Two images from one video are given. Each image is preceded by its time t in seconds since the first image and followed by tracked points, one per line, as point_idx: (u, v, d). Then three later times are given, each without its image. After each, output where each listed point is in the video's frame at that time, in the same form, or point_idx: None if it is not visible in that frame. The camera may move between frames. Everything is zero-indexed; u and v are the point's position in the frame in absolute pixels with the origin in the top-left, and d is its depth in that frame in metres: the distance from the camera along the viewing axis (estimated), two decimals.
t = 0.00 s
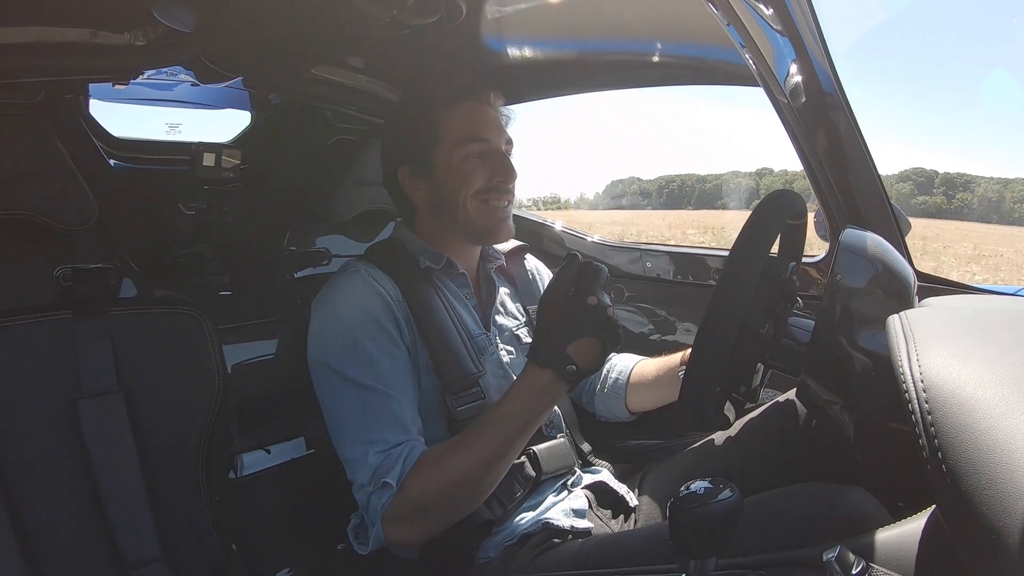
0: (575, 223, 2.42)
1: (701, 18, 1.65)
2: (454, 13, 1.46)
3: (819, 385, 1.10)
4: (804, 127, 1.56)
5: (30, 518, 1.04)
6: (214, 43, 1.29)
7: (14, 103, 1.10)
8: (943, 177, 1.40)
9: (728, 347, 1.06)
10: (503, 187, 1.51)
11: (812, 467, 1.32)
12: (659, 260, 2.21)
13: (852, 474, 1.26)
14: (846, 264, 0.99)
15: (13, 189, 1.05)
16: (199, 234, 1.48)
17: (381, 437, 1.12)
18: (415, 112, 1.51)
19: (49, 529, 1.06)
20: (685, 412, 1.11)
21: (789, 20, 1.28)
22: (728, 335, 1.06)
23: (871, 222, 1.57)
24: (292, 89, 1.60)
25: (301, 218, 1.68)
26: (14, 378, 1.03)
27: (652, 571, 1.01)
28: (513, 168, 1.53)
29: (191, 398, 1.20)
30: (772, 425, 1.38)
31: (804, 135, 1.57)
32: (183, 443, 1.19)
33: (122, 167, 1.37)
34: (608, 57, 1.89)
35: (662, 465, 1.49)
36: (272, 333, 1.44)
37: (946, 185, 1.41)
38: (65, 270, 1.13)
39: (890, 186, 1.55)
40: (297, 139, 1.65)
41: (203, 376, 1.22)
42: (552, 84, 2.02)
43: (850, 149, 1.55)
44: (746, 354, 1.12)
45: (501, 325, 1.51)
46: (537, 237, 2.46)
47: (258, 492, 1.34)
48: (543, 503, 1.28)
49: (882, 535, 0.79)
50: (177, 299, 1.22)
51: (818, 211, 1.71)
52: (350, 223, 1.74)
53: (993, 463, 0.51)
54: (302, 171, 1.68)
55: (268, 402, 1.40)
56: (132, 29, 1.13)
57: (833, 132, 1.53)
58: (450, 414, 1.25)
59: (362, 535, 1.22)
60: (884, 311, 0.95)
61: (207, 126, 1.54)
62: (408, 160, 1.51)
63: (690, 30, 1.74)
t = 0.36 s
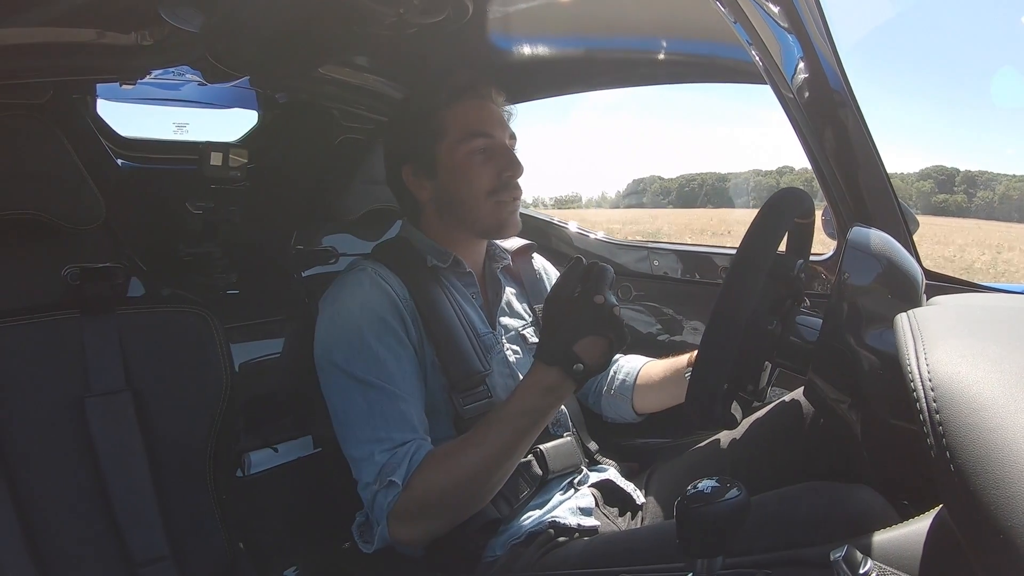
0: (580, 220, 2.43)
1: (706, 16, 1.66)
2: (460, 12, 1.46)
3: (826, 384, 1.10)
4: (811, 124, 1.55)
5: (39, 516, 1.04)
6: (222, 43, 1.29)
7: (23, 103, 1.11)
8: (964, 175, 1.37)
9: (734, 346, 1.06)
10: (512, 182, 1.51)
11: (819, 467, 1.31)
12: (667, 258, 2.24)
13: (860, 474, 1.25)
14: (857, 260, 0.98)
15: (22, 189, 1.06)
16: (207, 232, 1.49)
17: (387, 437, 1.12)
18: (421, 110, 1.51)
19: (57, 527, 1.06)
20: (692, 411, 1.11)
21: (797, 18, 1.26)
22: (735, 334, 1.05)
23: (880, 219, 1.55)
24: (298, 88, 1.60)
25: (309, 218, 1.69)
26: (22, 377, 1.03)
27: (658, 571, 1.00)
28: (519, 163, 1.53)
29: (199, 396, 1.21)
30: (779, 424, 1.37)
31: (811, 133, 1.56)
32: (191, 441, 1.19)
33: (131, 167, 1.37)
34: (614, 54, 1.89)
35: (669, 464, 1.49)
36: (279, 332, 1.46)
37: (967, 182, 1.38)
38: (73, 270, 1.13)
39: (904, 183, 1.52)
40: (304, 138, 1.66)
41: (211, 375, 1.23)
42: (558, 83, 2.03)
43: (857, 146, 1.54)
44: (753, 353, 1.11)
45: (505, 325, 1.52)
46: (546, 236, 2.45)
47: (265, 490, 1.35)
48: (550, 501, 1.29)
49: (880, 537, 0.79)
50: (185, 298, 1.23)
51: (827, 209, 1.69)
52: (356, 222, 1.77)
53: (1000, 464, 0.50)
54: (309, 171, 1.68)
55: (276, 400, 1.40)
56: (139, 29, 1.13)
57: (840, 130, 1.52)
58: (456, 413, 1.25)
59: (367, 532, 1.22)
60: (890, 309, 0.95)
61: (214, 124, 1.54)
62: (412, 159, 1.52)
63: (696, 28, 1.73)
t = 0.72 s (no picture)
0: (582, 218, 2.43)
1: (709, 13, 1.65)
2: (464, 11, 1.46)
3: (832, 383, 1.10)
4: (814, 122, 1.54)
5: (45, 514, 1.05)
6: (227, 43, 1.29)
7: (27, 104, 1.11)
8: (983, 173, 1.31)
9: (737, 345, 1.06)
10: (513, 180, 1.51)
11: (823, 466, 1.31)
12: (671, 258, 2.25)
13: (864, 473, 1.25)
14: (859, 260, 0.99)
15: (25, 189, 1.07)
16: (211, 232, 1.49)
17: (390, 436, 1.12)
18: (423, 109, 1.51)
19: (62, 525, 1.07)
20: (695, 410, 1.11)
21: (800, 16, 1.25)
22: (738, 333, 1.05)
23: (884, 217, 1.55)
24: (301, 88, 1.60)
25: (313, 217, 1.69)
26: (27, 377, 1.04)
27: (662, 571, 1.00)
28: (521, 161, 1.53)
29: (203, 395, 1.21)
30: (782, 422, 1.37)
31: (816, 132, 1.55)
32: (195, 439, 1.20)
33: (135, 166, 1.37)
34: (617, 53, 1.89)
35: (673, 462, 1.49)
36: (281, 331, 1.46)
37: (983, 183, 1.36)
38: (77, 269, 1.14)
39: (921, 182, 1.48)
40: (307, 138, 1.67)
41: (214, 374, 1.23)
42: (560, 81, 2.03)
43: (860, 144, 1.53)
44: (755, 351, 1.11)
45: (509, 323, 1.51)
46: (548, 234, 2.45)
47: (269, 489, 1.35)
48: (554, 500, 1.29)
49: (870, 540, 0.79)
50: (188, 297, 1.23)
51: (830, 208, 1.70)
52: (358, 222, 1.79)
53: (1005, 464, 0.50)
54: (313, 170, 1.69)
55: (280, 398, 1.41)
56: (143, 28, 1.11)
57: (843, 127, 1.52)
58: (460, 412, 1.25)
59: (371, 532, 1.21)
60: (895, 307, 0.94)
61: (217, 124, 1.55)
62: (414, 157, 1.52)
63: (698, 26, 1.73)
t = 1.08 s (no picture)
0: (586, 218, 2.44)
1: (709, 13, 1.65)
2: (465, 11, 1.45)
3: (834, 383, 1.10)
4: (815, 123, 1.54)
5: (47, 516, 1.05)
6: (228, 44, 1.29)
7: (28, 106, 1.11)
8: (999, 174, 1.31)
9: (740, 345, 1.06)
10: (519, 182, 1.51)
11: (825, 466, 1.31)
12: (673, 258, 2.25)
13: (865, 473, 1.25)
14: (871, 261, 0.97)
15: (27, 190, 1.06)
16: (213, 232, 1.49)
17: (388, 427, 1.12)
18: (424, 109, 1.50)
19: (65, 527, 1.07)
20: (697, 410, 1.10)
21: (800, 16, 1.25)
22: (741, 333, 1.05)
23: (886, 217, 1.55)
24: (301, 89, 1.60)
25: (314, 217, 1.69)
26: (29, 378, 1.04)
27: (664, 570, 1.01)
28: (527, 164, 1.53)
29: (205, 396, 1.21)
30: (784, 422, 1.37)
31: (817, 130, 1.55)
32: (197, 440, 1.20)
33: (137, 168, 1.39)
34: (617, 53, 1.89)
35: (675, 462, 1.49)
36: (283, 331, 1.46)
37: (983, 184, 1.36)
38: (78, 269, 1.13)
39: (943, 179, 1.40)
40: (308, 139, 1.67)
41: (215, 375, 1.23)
42: (560, 82, 2.03)
43: (862, 144, 1.53)
44: (758, 351, 1.11)
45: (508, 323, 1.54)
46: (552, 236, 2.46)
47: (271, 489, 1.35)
48: (555, 499, 1.29)
49: (870, 541, 0.80)
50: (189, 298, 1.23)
51: (831, 208, 1.70)
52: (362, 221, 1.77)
53: (1006, 467, 0.50)
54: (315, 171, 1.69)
55: (282, 399, 1.41)
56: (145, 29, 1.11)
57: (845, 127, 1.51)
58: (460, 408, 1.25)
59: (367, 525, 1.22)
60: (898, 307, 0.94)
61: (218, 125, 1.57)
62: (416, 158, 1.52)
63: (697, 26, 1.73)
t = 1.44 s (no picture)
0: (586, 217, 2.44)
1: (709, 10, 1.64)
2: (466, 10, 1.44)
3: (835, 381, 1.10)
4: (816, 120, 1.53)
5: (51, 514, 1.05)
6: (229, 41, 1.29)
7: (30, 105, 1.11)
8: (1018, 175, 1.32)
9: (741, 344, 1.06)
10: (503, 185, 1.49)
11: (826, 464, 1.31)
12: (674, 254, 2.26)
13: (865, 470, 1.25)
14: (867, 261, 0.97)
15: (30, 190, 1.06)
16: (214, 231, 1.49)
17: (393, 429, 1.12)
18: (425, 108, 1.50)
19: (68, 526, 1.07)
20: (699, 408, 1.10)
21: (802, 13, 1.26)
22: (742, 331, 1.05)
23: (887, 215, 1.55)
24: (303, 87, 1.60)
25: (315, 216, 1.69)
26: (32, 377, 1.04)
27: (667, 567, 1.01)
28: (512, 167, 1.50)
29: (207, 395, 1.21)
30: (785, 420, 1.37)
31: (818, 129, 1.55)
32: (199, 439, 1.20)
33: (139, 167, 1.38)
34: (617, 50, 1.88)
35: (676, 460, 1.49)
36: (284, 330, 1.46)
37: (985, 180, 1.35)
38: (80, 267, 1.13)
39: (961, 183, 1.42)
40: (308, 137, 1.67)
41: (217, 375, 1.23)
42: (561, 79, 2.02)
43: (863, 141, 1.52)
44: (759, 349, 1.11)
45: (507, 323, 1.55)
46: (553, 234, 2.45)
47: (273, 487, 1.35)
48: (557, 498, 1.30)
49: (872, 539, 0.80)
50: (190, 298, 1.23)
51: (833, 206, 1.70)
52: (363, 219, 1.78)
53: (1009, 466, 0.50)
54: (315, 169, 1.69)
55: (283, 397, 1.41)
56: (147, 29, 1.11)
57: (846, 124, 1.51)
58: (462, 408, 1.26)
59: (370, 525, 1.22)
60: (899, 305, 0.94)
61: (218, 123, 1.57)
62: (417, 157, 1.52)
63: (698, 23, 1.72)
